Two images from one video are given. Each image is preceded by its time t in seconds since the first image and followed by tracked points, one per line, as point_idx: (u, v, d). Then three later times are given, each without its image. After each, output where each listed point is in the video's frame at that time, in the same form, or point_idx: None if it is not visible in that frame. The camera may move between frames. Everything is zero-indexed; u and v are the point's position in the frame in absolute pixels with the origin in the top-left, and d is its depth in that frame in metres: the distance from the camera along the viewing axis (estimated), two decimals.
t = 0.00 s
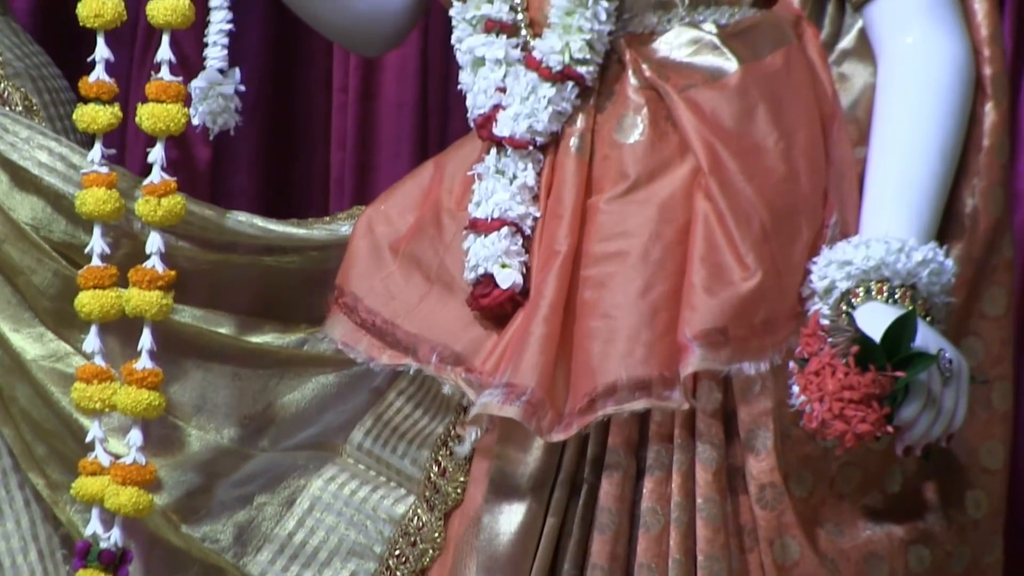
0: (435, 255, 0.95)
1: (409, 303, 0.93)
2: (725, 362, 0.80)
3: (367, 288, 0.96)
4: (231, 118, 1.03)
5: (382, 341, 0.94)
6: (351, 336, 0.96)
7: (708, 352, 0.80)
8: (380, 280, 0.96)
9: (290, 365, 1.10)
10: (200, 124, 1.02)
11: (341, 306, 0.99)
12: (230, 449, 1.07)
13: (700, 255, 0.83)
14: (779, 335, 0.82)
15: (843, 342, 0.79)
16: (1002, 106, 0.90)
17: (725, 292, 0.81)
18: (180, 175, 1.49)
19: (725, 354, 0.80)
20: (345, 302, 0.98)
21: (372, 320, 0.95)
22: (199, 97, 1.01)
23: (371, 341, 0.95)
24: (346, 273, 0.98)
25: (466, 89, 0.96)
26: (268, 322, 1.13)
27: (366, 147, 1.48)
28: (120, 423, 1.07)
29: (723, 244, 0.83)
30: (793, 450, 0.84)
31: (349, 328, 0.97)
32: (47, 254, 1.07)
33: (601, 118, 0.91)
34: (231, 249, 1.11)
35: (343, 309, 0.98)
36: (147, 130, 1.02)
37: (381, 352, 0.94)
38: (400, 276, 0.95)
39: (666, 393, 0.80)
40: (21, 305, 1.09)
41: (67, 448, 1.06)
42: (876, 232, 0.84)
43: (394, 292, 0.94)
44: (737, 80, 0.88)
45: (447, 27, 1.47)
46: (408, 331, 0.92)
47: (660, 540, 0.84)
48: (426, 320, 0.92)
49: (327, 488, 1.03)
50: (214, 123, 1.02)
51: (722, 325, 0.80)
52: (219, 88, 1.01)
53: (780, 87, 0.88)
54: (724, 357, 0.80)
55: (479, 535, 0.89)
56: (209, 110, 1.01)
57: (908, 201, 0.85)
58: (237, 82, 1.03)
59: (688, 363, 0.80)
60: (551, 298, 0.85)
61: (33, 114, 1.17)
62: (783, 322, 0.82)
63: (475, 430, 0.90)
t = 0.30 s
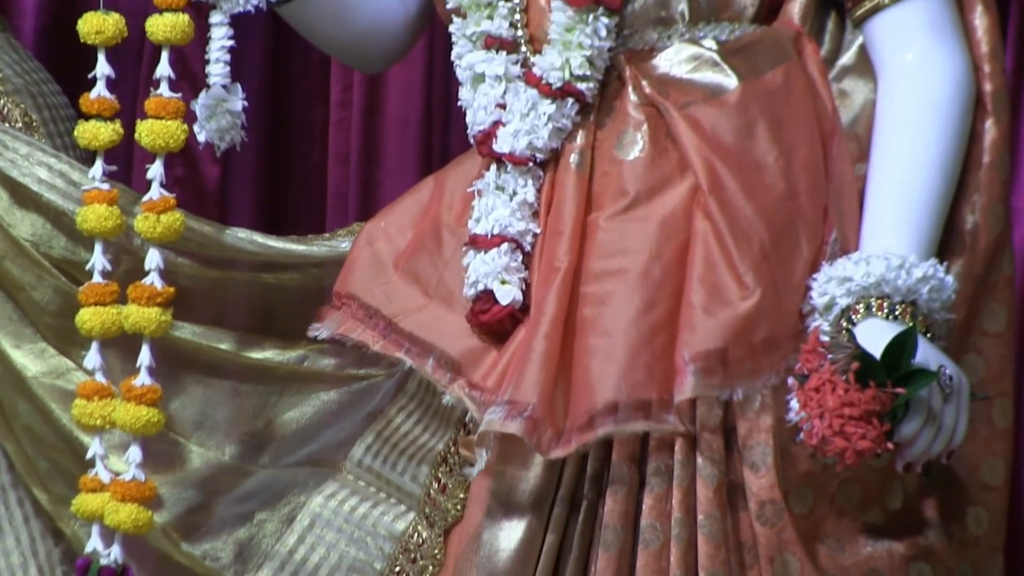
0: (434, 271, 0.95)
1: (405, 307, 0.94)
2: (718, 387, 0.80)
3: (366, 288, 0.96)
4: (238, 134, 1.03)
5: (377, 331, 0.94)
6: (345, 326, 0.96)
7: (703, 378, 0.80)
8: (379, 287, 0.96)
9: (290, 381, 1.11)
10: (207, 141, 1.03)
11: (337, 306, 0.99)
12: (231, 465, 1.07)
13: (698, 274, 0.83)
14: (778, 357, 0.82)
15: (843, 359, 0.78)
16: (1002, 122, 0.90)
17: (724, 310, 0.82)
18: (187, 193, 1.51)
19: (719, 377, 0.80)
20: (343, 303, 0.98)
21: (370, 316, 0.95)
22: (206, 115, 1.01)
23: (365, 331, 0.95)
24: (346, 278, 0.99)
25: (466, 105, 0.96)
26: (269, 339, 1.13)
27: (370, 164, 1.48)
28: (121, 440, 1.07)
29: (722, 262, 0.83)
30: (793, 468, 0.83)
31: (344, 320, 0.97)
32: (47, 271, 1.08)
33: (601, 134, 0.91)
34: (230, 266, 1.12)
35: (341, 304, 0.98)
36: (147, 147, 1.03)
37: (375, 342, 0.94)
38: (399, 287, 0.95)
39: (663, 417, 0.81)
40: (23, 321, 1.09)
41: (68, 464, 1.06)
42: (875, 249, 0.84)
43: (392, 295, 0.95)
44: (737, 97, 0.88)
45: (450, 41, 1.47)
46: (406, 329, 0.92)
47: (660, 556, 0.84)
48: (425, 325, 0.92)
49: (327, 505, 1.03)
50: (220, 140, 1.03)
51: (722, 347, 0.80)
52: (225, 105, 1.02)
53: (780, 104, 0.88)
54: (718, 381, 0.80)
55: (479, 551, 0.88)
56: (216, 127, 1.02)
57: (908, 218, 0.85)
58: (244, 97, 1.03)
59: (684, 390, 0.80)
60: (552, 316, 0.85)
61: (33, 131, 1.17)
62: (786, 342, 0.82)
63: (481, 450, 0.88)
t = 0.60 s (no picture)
0: (435, 289, 0.95)
1: (407, 334, 0.94)
2: (725, 405, 0.80)
3: (368, 315, 0.96)
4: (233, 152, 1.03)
5: (382, 365, 0.94)
6: (350, 358, 0.97)
7: (708, 396, 0.80)
8: (381, 310, 0.96)
9: (291, 399, 1.10)
10: (202, 158, 1.03)
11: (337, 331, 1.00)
12: (233, 483, 1.07)
13: (702, 292, 0.83)
14: (782, 373, 0.82)
15: (843, 376, 0.78)
16: (1001, 140, 0.90)
17: (725, 328, 0.82)
18: (193, 212, 1.50)
19: (724, 396, 0.80)
20: (343, 328, 0.99)
21: (374, 347, 0.95)
22: (201, 131, 1.01)
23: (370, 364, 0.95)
24: (344, 301, 0.99)
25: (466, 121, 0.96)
26: (268, 356, 1.13)
27: (371, 180, 1.49)
28: (121, 457, 1.07)
29: (723, 279, 0.83)
30: (792, 484, 0.84)
31: (346, 350, 0.98)
32: (48, 287, 1.08)
33: (601, 151, 0.91)
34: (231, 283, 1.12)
35: (341, 333, 0.99)
36: (146, 163, 1.03)
37: (381, 377, 0.94)
38: (401, 308, 0.95)
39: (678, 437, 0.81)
40: (24, 338, 1.09)
41: (68, 481, 1.07)
42: (876, 267, 0.84)
43: (394, 320, 0.95)
44: (736, 115, 0.88)
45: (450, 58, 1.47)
46: (408, 361, 0.92)
47: (660, 573, 0.83)
48: (425, 352, 0.92)
49: (328, 522, 1.03)
50: (215, 157, 1.02)
51: (724, 365, 0.80)
52: (221, 122, 1.01)
53: (779, 122, 0.88)
54: (726, 400, 0.80)
55: (479, 567, 0.88)
56: (210, 143, 1.02)
57: (908, 235, 0.85)
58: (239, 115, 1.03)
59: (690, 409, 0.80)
60: (556, 336, 0.85)
61: (33, 148, 1.17)
62: (789, 359, 0.82)
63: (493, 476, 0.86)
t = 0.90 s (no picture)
0: (436, 303, 0.95)
1: (411, 361, 0.93)
2: (726, 421, 0.80)
3: (372, 344, 0.96)
4: (239, 166, 1.04)
5: (393, 400, 0.93)
6: (361, 395, 0.96)
7: (708, 411, 0.80)
8: (384, 334, 0.95)
9: (291, 414, 1.11)
10: (208, 172, 1.03)
11: (348, 364, 0.98)
12: (233, 498, 1.07)
13: (703, 308, 0.83)
14: (783, 389, 0.82)
15: (843, 390, 0.78)
16: (1002, 154, 0.90)
17: (725, 343, 0.81)
18: (201, 229, 1.52)
19: (725, 412, 0.80)
20: (353, 362, 0.97)
21: (382, 379, 0.94)
22: (207, 146, 1.02)
23: (383, 400, 0.94)
24: (351, 329, 0.98)
25: (466, 135, 0.96)
26: (268, 369, 1.14)
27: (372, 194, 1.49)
28: (121, 471, 1.07)
29: (724, 295, 0.83)
30: (792, 499, 0.83)
31: (358, 386, 0.96)
32: (48, 302, 1.08)
33: (601, 166, 0.91)
34: (231, 296, 1.11)
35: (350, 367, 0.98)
36: (145, 177, 1.03)
37: (392, 411, 0.93)
38: (402, 326, 0.95)
39: (680, 454, 0.81)
40: (24, 351, 1.09)
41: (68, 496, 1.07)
42: (876, 282, 0.84)
43: (399, 345, 0.94)
44: (737, 130, 0.88)
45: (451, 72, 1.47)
46: (414, 391, 0.92)
47: None
48: (429, 380, 0.92)
49: (328, 537, 1.03)
50: (222, 171, 1.03)
51: (726, 381, 0.80)
52: (226, 137, 1.02)
53: (780, 136, 0.88)
54: (725, 417, 0.80)
55: None
56: (218, 159, 1.02)
57: (907, 250, 0.85)
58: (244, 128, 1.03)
59: (690, 424, 0.80)
60: (558, 351, 0.85)
61: (33, 162, 1.17)
62: (789, 374, 0.82)
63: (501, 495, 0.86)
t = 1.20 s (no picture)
0: (436, 320, 0.95)
1: (409, 380, 0.93)
2: (727, 437, 0.80)
3: (373, 362, 0.95)
4: (231, 180, 1.04)
5: (393, 418, 0.93)
6: (363, 414, 0.95)
7: (708, 427, 0.80)
8: (386, 352, 0.95)
9: (292, 429, 1.11)
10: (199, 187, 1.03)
11: (348, 380, 0.98)
12: (232, 514, 1.08)
13: (703, 323, 0.83)
14: (784, 405, 0.82)
15: (843, 407, 0.78)
16: (1002, 169, 0.90)
17: (726, 359, 0.81)
18: (208, 245, 1.55)
19: (726, 428, 0.80)
20: (353, 378, 0.97)
21: (383, 398, 0.94)
22: (199, 160, 1.02)
23: (386, 419, 0.94)
24: (349, 344, 0.98)
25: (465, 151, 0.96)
26: (269, 387, 1.13)
27: (372, 210, 1.49)
28: (120, 488, 1.07)
29: (724, 310, 0.83)
30: (793, 514, 0.83)
31: (359, 405, 0.96)
32: (48, 317, 1.08)
33: (601, 182, 0.92)
34: (231, 313, 1.12)
35: (351, 385, 0.97)
36: (144, 194, 1.03)
37: (393, 429, 0.93)
38: (403, 343, 0.95)
39: (680, 470, 0.81)
40: (24, 368, 1.10)
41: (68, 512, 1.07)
42: (876, 298, 0.84)
43: (400, 362, 0.94)
44: (736, 145, 0.88)
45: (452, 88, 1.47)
46: (414, 408, 0.92)
47: None
48: (429, 398, 0.92)
49: (328, 553, 1.02)
50: (213, 186, 1.03)
51: (726, 397, 0.80)
52: (218, 152, 1.02)
53: (779, 152, 0.88)
54: (726, 432, 0.80)
55: None
56: (209, 173, 1.02)
57: (907, 266, 0.85)
58: (237, 146, 1.03)
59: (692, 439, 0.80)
60: (558, 367, 0.85)
61: (33, 178, 1.18)
62: (789, 390, 0.82)
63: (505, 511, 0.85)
